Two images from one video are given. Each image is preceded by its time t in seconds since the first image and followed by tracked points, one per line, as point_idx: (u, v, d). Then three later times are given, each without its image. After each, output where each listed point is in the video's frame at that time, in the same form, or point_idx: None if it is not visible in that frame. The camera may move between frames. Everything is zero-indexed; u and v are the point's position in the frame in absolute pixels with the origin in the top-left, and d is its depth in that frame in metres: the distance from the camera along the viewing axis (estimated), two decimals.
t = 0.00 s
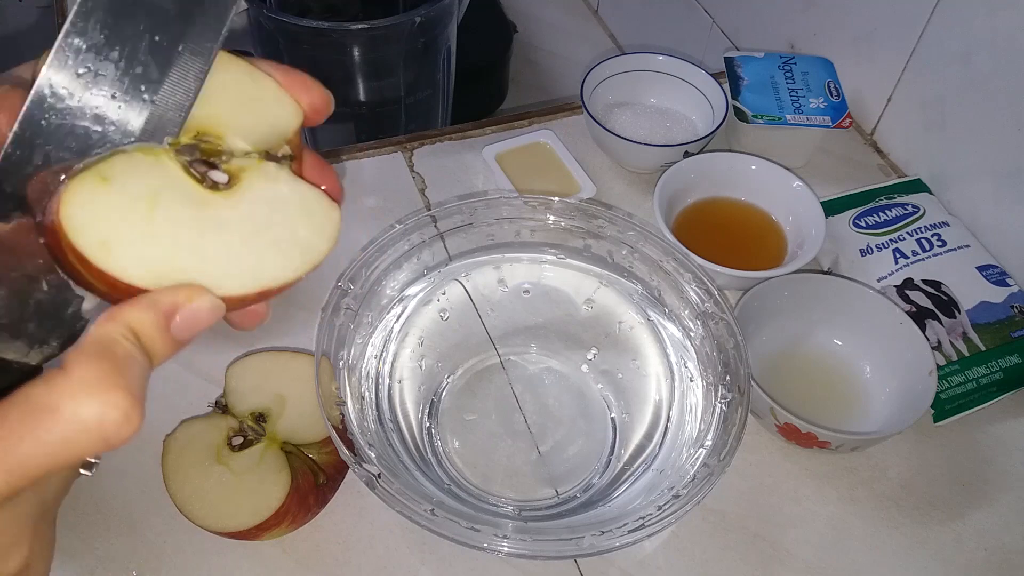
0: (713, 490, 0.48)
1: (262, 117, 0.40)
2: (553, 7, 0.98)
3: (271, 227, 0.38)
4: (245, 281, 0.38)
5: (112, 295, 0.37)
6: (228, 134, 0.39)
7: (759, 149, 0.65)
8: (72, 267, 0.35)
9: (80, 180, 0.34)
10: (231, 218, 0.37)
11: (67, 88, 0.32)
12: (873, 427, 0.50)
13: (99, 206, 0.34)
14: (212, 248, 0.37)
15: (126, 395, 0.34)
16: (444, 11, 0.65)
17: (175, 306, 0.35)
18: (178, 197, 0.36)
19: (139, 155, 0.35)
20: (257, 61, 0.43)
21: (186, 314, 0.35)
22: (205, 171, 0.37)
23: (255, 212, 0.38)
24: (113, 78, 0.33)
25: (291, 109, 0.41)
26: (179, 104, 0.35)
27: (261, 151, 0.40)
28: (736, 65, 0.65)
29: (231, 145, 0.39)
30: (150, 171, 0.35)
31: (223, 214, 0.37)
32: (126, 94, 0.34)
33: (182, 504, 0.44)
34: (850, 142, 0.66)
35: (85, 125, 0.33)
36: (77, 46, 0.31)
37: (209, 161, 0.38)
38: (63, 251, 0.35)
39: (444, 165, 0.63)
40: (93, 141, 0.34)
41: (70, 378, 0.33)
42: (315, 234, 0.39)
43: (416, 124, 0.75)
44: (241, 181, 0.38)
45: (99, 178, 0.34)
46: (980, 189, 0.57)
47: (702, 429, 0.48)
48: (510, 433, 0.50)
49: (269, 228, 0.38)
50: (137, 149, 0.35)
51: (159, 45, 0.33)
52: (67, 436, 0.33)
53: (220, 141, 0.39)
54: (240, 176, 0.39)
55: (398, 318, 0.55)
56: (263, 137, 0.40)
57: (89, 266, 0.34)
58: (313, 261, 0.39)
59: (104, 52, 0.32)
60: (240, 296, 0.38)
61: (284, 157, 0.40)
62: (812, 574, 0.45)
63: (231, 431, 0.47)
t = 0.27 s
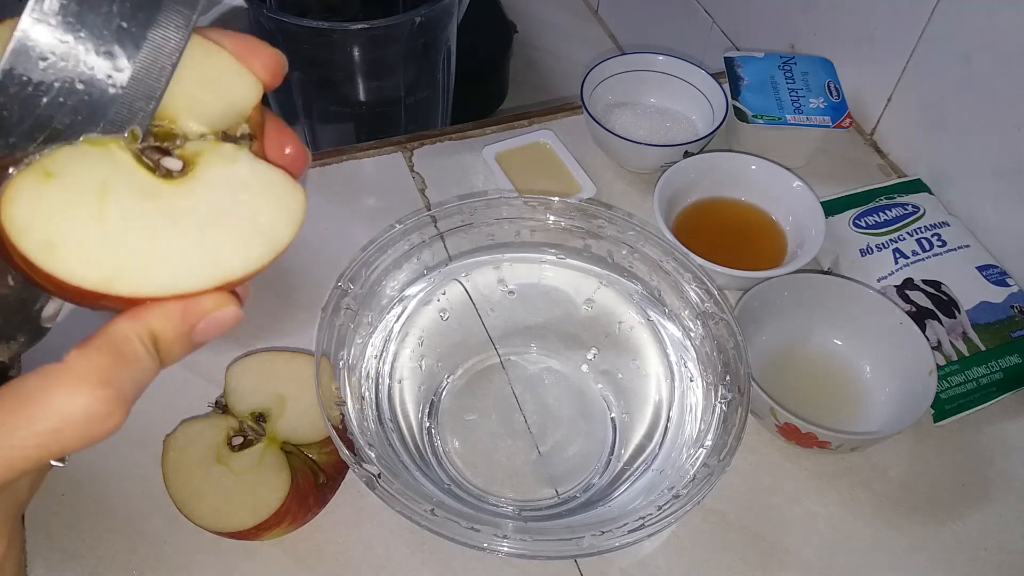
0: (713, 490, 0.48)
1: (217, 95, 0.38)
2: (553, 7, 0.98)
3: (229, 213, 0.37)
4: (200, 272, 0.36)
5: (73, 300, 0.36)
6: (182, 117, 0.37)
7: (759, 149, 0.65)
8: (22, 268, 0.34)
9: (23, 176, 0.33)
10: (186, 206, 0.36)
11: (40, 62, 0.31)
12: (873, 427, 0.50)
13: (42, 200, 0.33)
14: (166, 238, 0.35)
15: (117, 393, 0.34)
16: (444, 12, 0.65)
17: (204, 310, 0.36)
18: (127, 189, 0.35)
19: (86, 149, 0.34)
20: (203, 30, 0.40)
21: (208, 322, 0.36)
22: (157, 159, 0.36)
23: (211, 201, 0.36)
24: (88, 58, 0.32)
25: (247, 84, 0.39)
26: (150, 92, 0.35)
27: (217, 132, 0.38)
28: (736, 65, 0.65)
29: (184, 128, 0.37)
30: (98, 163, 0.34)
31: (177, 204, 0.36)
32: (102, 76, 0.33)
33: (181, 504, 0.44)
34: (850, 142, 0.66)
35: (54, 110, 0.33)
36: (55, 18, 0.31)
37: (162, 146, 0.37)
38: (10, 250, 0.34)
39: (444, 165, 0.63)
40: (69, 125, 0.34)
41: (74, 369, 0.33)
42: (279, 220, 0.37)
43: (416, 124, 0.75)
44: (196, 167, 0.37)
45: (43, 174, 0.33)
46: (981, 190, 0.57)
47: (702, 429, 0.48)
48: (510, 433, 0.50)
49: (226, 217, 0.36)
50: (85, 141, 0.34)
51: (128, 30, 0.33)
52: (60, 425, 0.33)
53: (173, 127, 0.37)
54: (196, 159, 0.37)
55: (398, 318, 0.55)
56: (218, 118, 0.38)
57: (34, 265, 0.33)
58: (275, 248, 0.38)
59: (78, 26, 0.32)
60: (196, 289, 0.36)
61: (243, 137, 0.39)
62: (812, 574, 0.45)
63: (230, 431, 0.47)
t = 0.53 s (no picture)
0: (714, 491, 0.48)
1: (215, 123, 0.39)
2: (553, 7, 0.98)
3: (201, 222, 0.36)
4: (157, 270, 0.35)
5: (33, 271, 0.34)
6: (178, 130, 0.38)
7: (759, 149, 0.65)
8: None
9: (10, 130, 0.32)
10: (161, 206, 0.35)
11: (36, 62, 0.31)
12: (873, 427, 0.50)
13: (25, 159, 0.32)
14: (130, 231, 0.34)
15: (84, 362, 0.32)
16: (444, 12, 0.65)
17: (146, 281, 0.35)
18: (111, 172, 0.34)
19: (79, 123, 0.33)
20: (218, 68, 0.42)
21: (164, 307, 0.35)
22: (145, 155, 0.35)
23: (184, 208, 0.36)
24: (87, 60, 0.33)
25: (246, 122, 0.40)
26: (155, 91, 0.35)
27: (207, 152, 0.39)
28: (736, 65, 0.65)
29: (177, 140, 0.38)
30: (86, 139, 0.33)
31: (155, 199, 0.35)
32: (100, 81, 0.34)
33: (181, 504, 0.44)
34: (850, 142, 0.66)
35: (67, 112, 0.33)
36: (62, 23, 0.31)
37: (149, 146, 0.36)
38: None
39: (444, 165, 0.63)
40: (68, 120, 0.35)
41: (32, 342, 0.31)
42: (245, 241, 0.37)
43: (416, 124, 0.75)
44: (180, 172, 0.36)
45: (35, 132, 0.32)
46: (981, 190, 0.57)
47: (702, 429, 0.48)
48: (510, 433, 0.50)
49: (197, 225, 0.36)
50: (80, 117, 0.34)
51: (133, 28, 0.33)
52: (26, 395, 0.31)
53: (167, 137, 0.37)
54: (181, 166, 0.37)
55: (398, 318, 0.55)
56: (212, 142, 0.39)
57: None
58: (238, 268, 0.37)
59: (82, 27, 0.32)
60: (154, 288, 0.35)
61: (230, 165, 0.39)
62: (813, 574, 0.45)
63: (231, 431, 0.47)
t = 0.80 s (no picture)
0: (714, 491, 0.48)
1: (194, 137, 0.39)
2: (553, 7, 0.98)
3: (200, 249, 0.37)
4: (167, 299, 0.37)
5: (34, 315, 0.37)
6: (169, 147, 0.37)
7: (759, 149, 0.65)
8: None
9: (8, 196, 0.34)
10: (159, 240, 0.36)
11: (90, 118, 0.34)
12: (873, 427, 0.50)
13: (19, 223, 0.34)
14: (132, 271, 0.36)
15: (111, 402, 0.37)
16: (444, 11, 0.65)
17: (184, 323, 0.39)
18: (106, 216, 0.35)
19: (68, 173, 0.34)
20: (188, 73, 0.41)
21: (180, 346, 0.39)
22: (137, 190, 0.36)
23: (182, 238, 0.37)
24: (133, 110, 0.35)
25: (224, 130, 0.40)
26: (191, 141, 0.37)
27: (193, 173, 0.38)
28: (736, 65, 0.65)
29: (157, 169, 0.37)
30: (79, 189, 0.35)
31: (152, 235, 0.36)
32: (145, 129, 0.36)
33: (182, 504, 0.44)
34: (850, 142, 0.66)
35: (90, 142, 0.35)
36: (109, 80, 0.33)
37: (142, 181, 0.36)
38: None
39: (444, 165, 0.63)
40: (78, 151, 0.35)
41: (63, 383, 0.36)
42: (247, 256, 0.38)
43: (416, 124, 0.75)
44: (174, 202, 0.37)
45: (27, 197, 0.34)
46: (981, 190, 0.57)
47: (702, 429, 0.48)
48: (510, 433, 0.50)
49: (195, 253, 0.37)
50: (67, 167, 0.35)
51: (177, 87, 0.35)
52: (57, 434, 0.35)
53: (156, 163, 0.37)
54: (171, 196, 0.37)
55: (398, 318, 0.55)
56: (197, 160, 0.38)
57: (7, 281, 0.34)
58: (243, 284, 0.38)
59: (132, 86, 0.34)
60: (162, 316, 0.37)
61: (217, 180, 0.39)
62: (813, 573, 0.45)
63: (231, 431, 0.47)
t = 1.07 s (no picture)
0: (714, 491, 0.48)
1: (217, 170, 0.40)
2: (553, 7, 0.98)
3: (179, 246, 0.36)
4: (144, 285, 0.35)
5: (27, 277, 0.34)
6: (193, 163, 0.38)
7: (758, 149, 0.65)
8: None
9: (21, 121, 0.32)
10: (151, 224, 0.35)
11: (90, 108, 0.34)
12: (872, 427, 0.50)
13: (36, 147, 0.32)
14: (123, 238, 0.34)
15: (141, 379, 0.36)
16: (444, 11, 0.65)
17: (187, 332, 0.36)
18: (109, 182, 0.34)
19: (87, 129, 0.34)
20: (227, 122, 0.43)
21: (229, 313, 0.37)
22: (144, 174, 0.36)
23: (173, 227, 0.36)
24: (138, 102, 0.35)
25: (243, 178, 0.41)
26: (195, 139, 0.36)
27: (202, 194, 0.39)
28: (735, 65, 0.65)
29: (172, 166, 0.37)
30: (93, 148, 0.34)
31: (145, 213, 0.35)
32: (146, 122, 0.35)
33: (181, 504, 0.44)
34: (849, 142, 0.66)
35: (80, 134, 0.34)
36: (115, 68, 0.34)
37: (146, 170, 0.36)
38: None
39: (444, 165, 0.63)
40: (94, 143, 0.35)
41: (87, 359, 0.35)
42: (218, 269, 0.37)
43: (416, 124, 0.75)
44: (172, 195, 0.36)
45: (43, 125, 0.33)
46: (981, 190, 0.57)
47: (702, 429, 0.48)
48: (510, 433, 0.50)
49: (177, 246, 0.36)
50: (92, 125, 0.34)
51: (183, 79, 0.35)
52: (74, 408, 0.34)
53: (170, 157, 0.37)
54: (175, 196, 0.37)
55: (398, 318, 0.55)
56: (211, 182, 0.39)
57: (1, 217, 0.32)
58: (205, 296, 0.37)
59: (139, 73, 0.34)
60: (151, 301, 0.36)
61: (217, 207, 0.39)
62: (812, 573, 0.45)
63: (231, 431, 0.47)
